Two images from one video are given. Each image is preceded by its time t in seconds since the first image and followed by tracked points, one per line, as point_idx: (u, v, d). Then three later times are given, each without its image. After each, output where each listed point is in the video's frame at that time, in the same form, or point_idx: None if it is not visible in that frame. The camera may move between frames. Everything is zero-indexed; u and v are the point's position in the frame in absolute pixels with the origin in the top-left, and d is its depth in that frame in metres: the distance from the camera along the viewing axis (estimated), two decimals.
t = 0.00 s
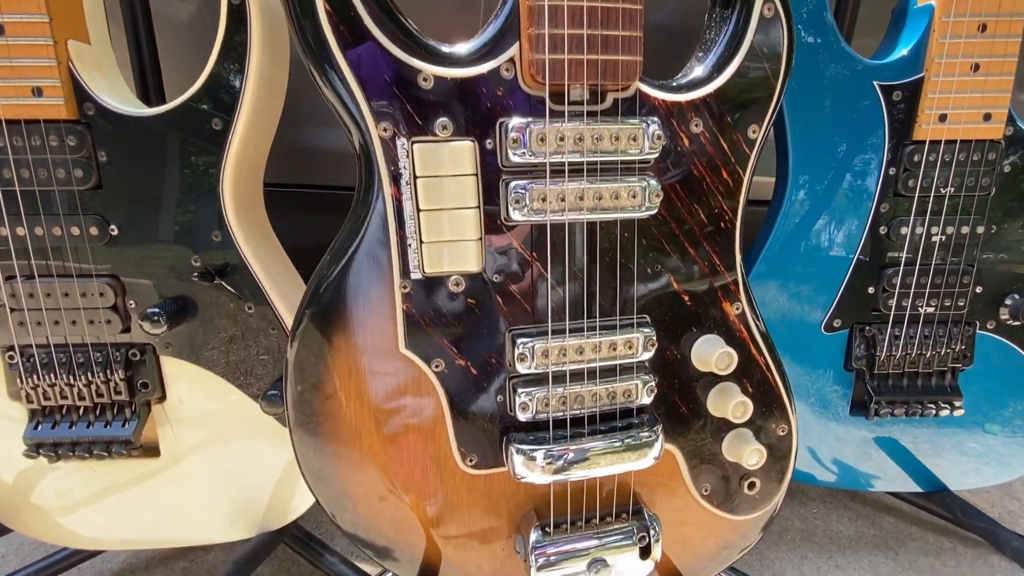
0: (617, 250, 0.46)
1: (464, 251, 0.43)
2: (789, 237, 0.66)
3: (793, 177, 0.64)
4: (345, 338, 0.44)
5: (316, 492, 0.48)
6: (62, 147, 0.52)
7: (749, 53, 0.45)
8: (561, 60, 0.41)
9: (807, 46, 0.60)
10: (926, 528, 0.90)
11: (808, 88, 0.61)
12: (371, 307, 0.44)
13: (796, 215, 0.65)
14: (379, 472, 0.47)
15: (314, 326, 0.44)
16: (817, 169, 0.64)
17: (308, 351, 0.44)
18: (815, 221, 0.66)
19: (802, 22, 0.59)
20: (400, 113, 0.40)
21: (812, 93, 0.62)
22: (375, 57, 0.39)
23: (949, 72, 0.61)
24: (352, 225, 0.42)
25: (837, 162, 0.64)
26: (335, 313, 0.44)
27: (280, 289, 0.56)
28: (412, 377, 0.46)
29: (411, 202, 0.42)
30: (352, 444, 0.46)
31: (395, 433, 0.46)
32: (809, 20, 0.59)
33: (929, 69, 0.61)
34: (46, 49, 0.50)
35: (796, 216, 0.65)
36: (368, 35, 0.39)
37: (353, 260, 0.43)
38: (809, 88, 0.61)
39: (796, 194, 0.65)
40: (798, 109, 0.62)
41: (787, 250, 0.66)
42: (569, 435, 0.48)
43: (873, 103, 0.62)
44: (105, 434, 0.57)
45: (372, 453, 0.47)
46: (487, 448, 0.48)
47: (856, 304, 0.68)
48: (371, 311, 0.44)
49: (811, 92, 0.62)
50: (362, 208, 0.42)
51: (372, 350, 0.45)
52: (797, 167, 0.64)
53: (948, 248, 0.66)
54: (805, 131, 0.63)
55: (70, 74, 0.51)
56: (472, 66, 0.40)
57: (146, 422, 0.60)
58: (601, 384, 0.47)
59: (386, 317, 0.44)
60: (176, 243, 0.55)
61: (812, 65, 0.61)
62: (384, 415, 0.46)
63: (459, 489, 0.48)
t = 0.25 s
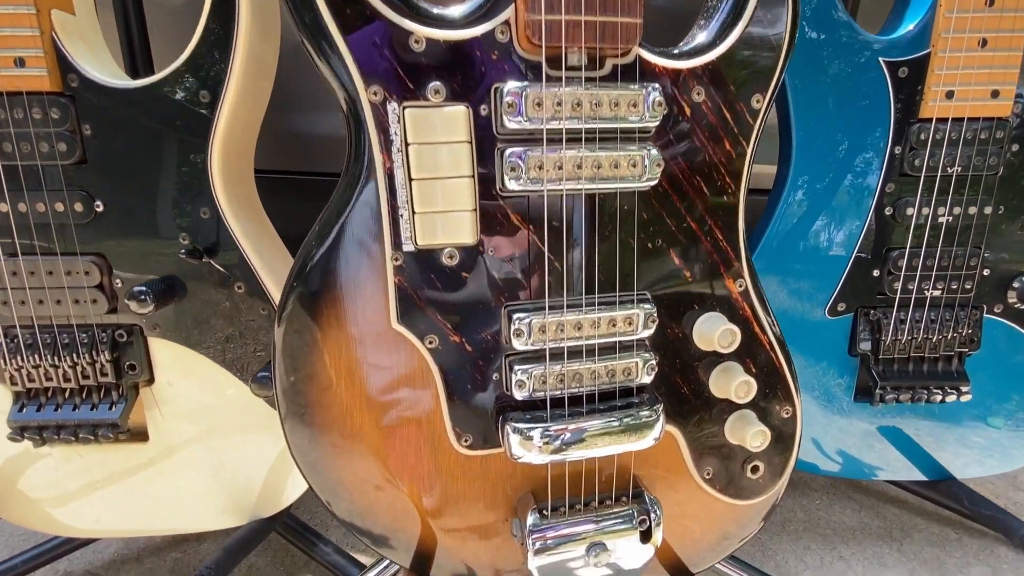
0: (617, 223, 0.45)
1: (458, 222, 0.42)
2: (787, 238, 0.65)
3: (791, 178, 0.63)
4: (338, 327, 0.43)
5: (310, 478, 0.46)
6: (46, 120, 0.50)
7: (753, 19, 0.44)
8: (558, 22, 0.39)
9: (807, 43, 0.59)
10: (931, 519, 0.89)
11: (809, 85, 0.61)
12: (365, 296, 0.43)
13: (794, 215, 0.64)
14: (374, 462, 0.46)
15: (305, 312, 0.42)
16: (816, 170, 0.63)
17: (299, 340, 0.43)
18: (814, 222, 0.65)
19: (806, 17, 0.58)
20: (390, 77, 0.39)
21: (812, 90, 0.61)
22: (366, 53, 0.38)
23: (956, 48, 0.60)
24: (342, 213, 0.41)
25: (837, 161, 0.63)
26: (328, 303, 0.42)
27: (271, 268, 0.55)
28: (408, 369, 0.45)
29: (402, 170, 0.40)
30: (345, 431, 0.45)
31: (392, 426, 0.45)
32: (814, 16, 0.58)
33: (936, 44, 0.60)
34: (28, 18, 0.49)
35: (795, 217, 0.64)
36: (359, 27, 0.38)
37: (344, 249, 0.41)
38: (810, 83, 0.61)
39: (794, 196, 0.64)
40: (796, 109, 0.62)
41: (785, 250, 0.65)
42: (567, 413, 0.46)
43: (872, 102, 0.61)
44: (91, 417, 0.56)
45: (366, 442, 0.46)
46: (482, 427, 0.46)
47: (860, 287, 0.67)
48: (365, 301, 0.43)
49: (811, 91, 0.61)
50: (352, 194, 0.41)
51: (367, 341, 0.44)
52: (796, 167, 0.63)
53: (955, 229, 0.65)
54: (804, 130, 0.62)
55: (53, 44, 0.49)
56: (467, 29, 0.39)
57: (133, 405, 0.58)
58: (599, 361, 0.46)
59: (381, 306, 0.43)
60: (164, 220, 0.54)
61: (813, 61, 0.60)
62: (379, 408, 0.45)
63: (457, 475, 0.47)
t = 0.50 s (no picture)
0: (627, 190, 0.44)
1: (464, 186, 0.40)
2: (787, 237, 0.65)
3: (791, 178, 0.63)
4: (342, 315, 0.43)
5: (316, 458, 0.46)
6: (42, 89, 0.49)
7: None
8: None
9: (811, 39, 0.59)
10: (940, 507, 0.88)
11: (812, 82, 0.61)
12: (368, 285, 0.42)
13: (794, 215, 0.64)
14: (378, 448, 0.46)
15: (310, 300, 0.43)
16: (817, 171, 0.63)
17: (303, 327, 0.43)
18: (813, 222, 0.65)
19: (813, 13, 0.58)
20: (395, 35, 0.38)
21: (814, 88, 0.61)
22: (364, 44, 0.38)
23: (968, 21, 0.59)
24: (344, 205, 0.41)
25: (839, 160, 0.63)
26: (332, 291, 0.43)
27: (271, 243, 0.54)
28: (412, 359, 0.44)
29: (407, 132, 0.39)
30: (349, 416, 0.45)
31: (397, 416, 0.45)
32: (822, 11, 0.58)
33: (949, 17, 0.59)
34: None
35: (796, 218, 0.64)
36: (358, 20, 0.37)
37: (347, 239, 0.42)
38: (816, 80, 0.60)
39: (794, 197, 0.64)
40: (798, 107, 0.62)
41: (786, 250, 0.65)
42: (576, 386, 0.45)
43: (875, 101, 0.61)
44: (88, 395, 0.55)
45: (371, 429, 0.45)
46: (488, 400, 0.45)
47: (870, 267, 0.66)
48: (369, 290, 0.43)
49: (812, 89, 0.61)
50: (354, 184, 0.41)
51: (371, 331, 0.43)
52: (797, 168, 0.63)
53: (967, 206, 0.64)
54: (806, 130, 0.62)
55: (50, 11, 0.48)
56: None
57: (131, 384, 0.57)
58: (609, 333, 0.45)
59: (385, 296, 0.43)
60: (162, 193, 0.52)
61: (818, 58, 0.60)
62: (384, 398, 0.45)
63: (462, 459, 0.47)
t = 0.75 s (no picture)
0: (635, 160, 0.43)
1: (469, 154, 0.40)
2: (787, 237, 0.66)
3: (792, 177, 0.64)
4: (346, 304, 0.43)
5: (322, 442, 0.46)
6: (40, 61, 0.48)
7: None
8: None
9: (817, 38, 0.60)
10: (946, 495, 0.87)
11: (817, 80, 0.61)
12: (371, 275, 0.43)
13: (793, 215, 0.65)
14: (382, 436, 0.46)
15: (313, 288, 0.43)
16: (817, 170, 0.64)
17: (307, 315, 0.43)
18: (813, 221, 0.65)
19: (818, 10, 0.59)
20: None
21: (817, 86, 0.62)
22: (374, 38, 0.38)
23: None
24: (346, 195, 0.41)
25: (840, 159, 0.63)
26: (336, 280, 0.43)
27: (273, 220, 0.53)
28: (415, 351, 0.44)
29: (411, 98, 0.39)
30: (353, 404, 0.45)
31: (401, 406, 0.45)
32: (827, 9, 0.59)
33: None
34: None
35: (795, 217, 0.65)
36: None
37: (350, 230, 0.42)
38: (818, 79, 0.61)
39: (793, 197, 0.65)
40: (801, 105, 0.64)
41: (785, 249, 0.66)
42: (582, 361, 0.44)
43: (878, 100, 0.61)
44: (87, 374, 0.54)
45: (374, 418, 0.45)
46: (493, 376, 0.45)
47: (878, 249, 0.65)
48: (372, 280, 0.43)
49: (816, 87, 0.62)
50: (357, 174, 0.41)
51: (374, 322, 0.43)
52: (797, 168, 0.64)
53: (977, 187, 0.63)
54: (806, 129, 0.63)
55: None
56: None
57: (131, 364, 0.57)
58: (616, 306, 0.44)
59: (388, 286, 0.43)
60: (163, 169, 0.52)
61: (823, 56, 0.61)
62: (387, 388, 0.45)
63: (464, 447, 0.46)
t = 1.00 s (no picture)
0: (634, 123, 0.42)
1: (466, 114, 0.39)
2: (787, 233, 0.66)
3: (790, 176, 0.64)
4: (345, 292, 0.43)
5: (325, 422, 0.46)
6: (33, 27, 0.48)
7: None
8: None
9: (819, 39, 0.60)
10: (949, 480, 0.86)
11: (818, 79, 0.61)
12: (370, 264, 0.42)
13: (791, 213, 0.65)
14: (382, 423, 0.46)
15: (312, 275, 0.42)
16: (816, 169, 0.64)
17: (306, 303, 0.43)
18: (813, 219, 0.65)
19: (823, 9, 0.59)
20: None
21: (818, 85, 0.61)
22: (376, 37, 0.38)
23: None
24: (344, 182, 0.41)
25: (839, 158, 0.63)
26: (334, 268, 0.42)
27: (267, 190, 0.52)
28: (417, 340, 0.44)
29: (408, 55, 0.38)
30: (354, 390, 0.45)
31: (401, 395, 0.45)
32: (831, 8, 0.59)
33: None
34: None
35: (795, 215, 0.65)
36: None
37: (350, 217, 0.41)
38: (818, 78, 0.61)
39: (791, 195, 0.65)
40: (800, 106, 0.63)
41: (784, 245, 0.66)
42: (582, 328, 0.44)
43: (879, 100, 0.61)
44: (80, 347, 0.54)
45: (375, 406, 0.45)
46: (491, 343, 0.44)
47: (880, 226, 0.64)
48: (372, 269, 0.42)
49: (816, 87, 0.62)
50: (357, 163, 0.40)
51: (373, 312, 0.43)
52: (797, 167, 0.64)
53: (981, 162, 0.62)
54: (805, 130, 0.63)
55: None
56: None
57: (125, 339, 0.56)
58: (616, 272, 0.44)
59: (387, 275, 0.42)
60: (157, 139, 0.51)
61: (825, 55, 0.61)
62: (388, 376, 0.44)
63: (462, 433, 0.46)
